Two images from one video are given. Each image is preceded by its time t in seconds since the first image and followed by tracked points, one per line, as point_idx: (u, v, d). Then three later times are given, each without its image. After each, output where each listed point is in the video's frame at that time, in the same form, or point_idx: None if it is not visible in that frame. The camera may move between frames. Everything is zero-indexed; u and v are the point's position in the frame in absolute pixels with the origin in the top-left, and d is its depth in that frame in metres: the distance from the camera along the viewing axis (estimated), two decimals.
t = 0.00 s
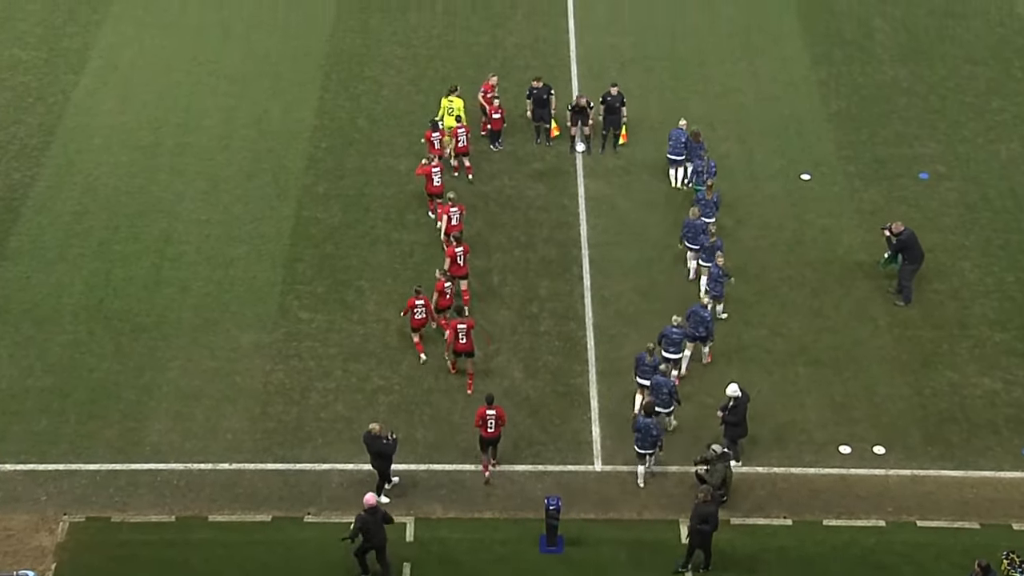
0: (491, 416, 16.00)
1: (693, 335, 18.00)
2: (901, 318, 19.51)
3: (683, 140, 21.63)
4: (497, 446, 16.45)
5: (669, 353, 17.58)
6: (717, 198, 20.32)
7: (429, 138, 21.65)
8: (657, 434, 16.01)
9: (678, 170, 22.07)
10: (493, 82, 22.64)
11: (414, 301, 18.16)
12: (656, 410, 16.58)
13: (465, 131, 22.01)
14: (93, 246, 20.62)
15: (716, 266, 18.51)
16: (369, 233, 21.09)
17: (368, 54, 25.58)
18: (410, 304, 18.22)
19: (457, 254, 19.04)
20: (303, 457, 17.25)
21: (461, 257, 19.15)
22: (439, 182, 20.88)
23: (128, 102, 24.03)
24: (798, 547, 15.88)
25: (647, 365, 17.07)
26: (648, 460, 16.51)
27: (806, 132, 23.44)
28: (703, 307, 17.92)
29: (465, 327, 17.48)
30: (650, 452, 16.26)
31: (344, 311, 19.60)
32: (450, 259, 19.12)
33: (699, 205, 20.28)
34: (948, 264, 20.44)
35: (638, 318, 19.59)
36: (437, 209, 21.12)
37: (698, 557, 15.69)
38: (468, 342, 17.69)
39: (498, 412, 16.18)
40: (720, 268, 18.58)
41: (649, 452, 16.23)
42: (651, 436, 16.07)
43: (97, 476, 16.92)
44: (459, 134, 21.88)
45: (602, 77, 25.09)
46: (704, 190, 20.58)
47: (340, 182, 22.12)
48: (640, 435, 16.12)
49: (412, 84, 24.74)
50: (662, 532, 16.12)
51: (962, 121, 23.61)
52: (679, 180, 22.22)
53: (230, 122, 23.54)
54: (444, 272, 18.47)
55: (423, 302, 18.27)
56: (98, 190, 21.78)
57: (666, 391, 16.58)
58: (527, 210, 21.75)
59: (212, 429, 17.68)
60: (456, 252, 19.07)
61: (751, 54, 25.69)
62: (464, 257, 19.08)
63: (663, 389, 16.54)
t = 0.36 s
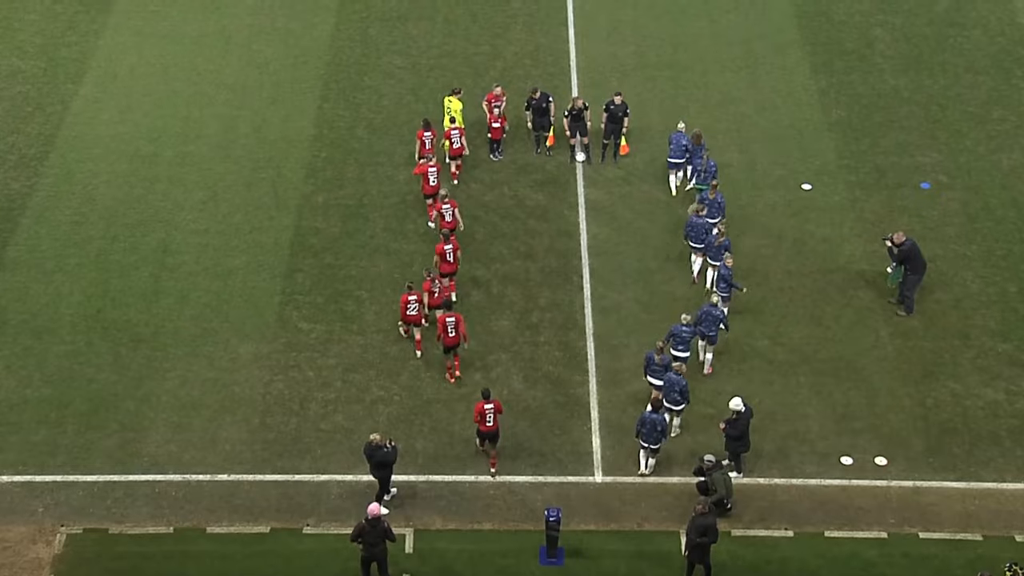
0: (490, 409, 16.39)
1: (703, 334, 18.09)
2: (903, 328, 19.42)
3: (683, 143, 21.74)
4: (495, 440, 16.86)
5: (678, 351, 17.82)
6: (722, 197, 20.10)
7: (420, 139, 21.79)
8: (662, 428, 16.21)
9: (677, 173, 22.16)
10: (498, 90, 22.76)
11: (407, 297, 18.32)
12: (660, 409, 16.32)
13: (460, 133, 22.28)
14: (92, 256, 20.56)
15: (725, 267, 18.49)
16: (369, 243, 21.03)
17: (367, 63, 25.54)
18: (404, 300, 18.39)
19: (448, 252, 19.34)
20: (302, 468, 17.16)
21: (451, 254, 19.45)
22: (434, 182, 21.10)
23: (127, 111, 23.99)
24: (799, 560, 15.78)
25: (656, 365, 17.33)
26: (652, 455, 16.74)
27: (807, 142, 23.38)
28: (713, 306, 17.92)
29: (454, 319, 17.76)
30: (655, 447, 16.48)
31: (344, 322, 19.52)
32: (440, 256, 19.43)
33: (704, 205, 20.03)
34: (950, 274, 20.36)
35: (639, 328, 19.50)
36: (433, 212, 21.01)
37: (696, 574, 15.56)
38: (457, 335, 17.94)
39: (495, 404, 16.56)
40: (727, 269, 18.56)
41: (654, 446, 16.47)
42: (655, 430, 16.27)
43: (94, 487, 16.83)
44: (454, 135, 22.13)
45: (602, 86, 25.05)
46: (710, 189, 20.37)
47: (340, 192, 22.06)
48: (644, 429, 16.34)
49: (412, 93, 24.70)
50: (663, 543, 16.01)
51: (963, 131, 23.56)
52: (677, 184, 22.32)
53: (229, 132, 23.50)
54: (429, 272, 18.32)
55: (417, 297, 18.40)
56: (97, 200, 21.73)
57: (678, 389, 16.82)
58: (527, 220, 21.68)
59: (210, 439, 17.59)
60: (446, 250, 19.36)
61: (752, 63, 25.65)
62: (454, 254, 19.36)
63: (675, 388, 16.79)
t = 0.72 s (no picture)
0: (482, 403, 16.44)
1: (710, 332, 18.16)
2: (904, 339, 19.34)
3: (683, 146, 21.90)
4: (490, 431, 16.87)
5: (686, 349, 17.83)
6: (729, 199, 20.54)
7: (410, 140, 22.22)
8: (667, 426, 16.20)
9: (677, 177, 22.34)
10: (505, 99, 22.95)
11: (397, 291, 18.60)
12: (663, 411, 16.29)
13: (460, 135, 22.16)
14: (90, 266, 20.48)
15: (729, 266, 18.67)
16: (368, 254, 20.95)
17: (367, 73, 25.49)
18: (393, 295, 18.64)
19: (439, 250, 19.48)
20: (301, 479, 17.07)
21: (443, 253, 19.61)
22: (433, 181, 21.37)
23: (125, 121, 23.94)
24: (801, 572, 15.68)
25: (669, 360, 17.55)
26: (656, 454, 16.68)
27: (808, 152, 23.32)
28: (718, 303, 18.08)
29: (446, 316, 17.82)
30: (660, 446, 16.46)
31: (343, 333, 19.43)
32: (432, 255, 19.56)
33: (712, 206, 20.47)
34: (952, 285, 20.29)
35: (639, 339, 19.42)
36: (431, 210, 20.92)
37: None
38: (449, 332, 17.99)
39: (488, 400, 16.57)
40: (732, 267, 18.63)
41: (659, 446, 16.46)
42: (660, 427, 16.26)
43: (92, 499, 16.73)
44: (453, 137, 22.02)
45: (602, 96, 25.00)
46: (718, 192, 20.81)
47: (339, 202, 21.99)
48: (649, 426, 16.33)
49: (411, 103, 24.65)
50: (664, 556, 15.91)
51: (965, 142, 23.50)
52: (678, 189, 22.47)
53: (228, 142, 23.44)
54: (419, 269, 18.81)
55: (407, 293, 18.68)
56: (95, 210, 21.66)
57: (689, 389, 16.93)
58: (527, 230, 21.61)
59: (209, 451, 17.50)
60: (438, 248, 19.52)
61: (752, 73, 25.60)
62: (446, 253, 19.51)
63: (685, 388, 16.92)
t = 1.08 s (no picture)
0: (480, 396, 16.53)
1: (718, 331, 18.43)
2: (906, 350, 19.26)
3: (681, 150, 22.07)
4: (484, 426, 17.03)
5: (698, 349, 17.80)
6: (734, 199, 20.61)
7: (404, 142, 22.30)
8: (673, 422, 16.50)
9: (676, 181, 22.42)
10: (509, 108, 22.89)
11: (389, 288, 18.76)
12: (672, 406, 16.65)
13: (454, 137, 22.33)
14: (88, 276, 20.41)
15: (736, 266, 18.90)
16: (368, 263, 20.88)
17: (366, 83, 25.45)
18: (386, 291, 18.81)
19: (433, 249, 19.46)
20: (300, 490, 16.97)
21: (437, 251, 19.59)
22: (429, 183, 21.38)
23: (125, 131, 23.90)
24: None
25: (685, 361, 17.40)
26: (662, 448, 17.03)
27: (809, 162, 23.26)
28: (725, 302, 18.36)
29: (441, 312, 18.03)
30: (666, 441, 16.80)
31: (342, 343, 19.35)
32: (427, 253, 19.54)
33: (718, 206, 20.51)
34: (954, 295, 20.20)
35: (640, 350, 19.34)
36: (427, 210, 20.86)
37: None
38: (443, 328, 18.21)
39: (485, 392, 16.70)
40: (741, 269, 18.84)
41: (665, 441, 16.80)
42: (667, 424, 16.57)
43: (90, 510, 16.64)
44: (446, 139, 22.22)
45: (603, 106, 24.95)
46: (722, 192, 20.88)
47: (339, 212, 21.92)
48: (656, 423, 16.63)
49: (411, 113, 24.60)
50: (666, 567, 15.80)
51: (967, 151, 23.44)
52: (677, 193, 22.52)
53: (227, 152, 23.39)
54: (411, 265, 19.09)
55: (398, 289, 18.86)
56: (94, 220, 21.61)
57: (700, 385, 17.23)
58: (527, 240, 21.55)
59: (207, 462, 17.41)
60: (432, 247, 19.49)
61: (753, 83, 25.55)
62: (440, 251, 19.50)
63: (697, 384, 17.22)
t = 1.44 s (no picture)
0: (475, 391, 16.87)
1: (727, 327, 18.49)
2: (908, 360, 19.17)
3: (679, 154, 21.98)
4: (480, 420, 17.34)
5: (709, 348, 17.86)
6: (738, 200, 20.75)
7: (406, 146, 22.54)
8: (688, 420, 16.55)
9: (675, 185, 22.38)
10: (508, 115, 22.77)
11: (379, 285, 18.82)
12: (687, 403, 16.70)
13: (451, 139, 22.29)
14: (87, 286, 20.34)
15: (748, 266, 18.95)
16: (367, 273, 20.81)
17: (366, 92, 25.41)
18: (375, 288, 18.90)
19: (423, 247, 19.60)
20: (299, 501, 16.88)
21: (426, 249, 19.73)
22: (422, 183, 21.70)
23: (124, 140, 23.85)
24: None
25: (700, 360, 17.46)
26: (675, 446, 17.08)
27: (810, 171, 23.20)
28: (734, 298, 18.47)
29: (432, 308, 18.22)
30: (680, 438, 16.82)
31: (342, 353, 19.27)
32: (415, 251, 19.68)
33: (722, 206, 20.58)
34: (956, 305, 20.13)
35: (641, 360, 19.26)
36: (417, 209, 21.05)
37: None
38: (434, 323, 18.40)
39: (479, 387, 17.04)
40: (752, 269, 18.95)
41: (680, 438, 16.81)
42: (681, 421, 16.60)
43: (88, 522, 16.55)
44: (443, 143, 22.23)
45: (603, 115, 24.90)
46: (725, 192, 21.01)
47: (338, 222, 21.86)
48: (670, 419, 16.67)
49: (411, 122, 24.56)
50: None
51: (969, 161, 23.38)
52: (673, 199, 22.53)
53: (226, 161, 23.34)
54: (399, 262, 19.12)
55: (388, 286, 18.94)
56: (93, 229, 21.54)
57: (717, 383, 17.17)
58: (527, 249, 21.48)
59: (206, 472, 17.32)
60: (421, 245, 19.63)
61: (754, 92, 25.51)
62: (429, 249, 19.65)
63: (714, 383, 17.15)
